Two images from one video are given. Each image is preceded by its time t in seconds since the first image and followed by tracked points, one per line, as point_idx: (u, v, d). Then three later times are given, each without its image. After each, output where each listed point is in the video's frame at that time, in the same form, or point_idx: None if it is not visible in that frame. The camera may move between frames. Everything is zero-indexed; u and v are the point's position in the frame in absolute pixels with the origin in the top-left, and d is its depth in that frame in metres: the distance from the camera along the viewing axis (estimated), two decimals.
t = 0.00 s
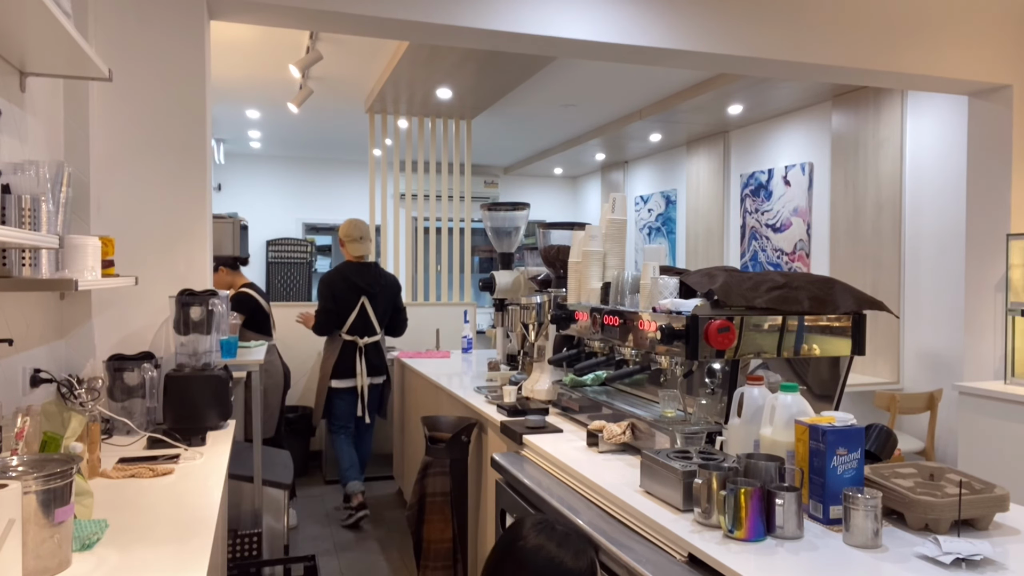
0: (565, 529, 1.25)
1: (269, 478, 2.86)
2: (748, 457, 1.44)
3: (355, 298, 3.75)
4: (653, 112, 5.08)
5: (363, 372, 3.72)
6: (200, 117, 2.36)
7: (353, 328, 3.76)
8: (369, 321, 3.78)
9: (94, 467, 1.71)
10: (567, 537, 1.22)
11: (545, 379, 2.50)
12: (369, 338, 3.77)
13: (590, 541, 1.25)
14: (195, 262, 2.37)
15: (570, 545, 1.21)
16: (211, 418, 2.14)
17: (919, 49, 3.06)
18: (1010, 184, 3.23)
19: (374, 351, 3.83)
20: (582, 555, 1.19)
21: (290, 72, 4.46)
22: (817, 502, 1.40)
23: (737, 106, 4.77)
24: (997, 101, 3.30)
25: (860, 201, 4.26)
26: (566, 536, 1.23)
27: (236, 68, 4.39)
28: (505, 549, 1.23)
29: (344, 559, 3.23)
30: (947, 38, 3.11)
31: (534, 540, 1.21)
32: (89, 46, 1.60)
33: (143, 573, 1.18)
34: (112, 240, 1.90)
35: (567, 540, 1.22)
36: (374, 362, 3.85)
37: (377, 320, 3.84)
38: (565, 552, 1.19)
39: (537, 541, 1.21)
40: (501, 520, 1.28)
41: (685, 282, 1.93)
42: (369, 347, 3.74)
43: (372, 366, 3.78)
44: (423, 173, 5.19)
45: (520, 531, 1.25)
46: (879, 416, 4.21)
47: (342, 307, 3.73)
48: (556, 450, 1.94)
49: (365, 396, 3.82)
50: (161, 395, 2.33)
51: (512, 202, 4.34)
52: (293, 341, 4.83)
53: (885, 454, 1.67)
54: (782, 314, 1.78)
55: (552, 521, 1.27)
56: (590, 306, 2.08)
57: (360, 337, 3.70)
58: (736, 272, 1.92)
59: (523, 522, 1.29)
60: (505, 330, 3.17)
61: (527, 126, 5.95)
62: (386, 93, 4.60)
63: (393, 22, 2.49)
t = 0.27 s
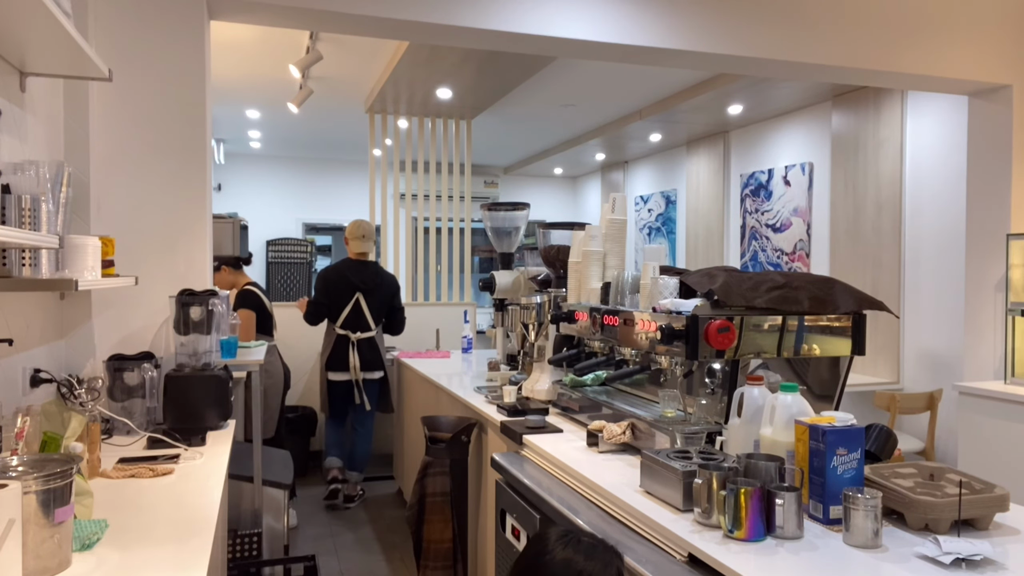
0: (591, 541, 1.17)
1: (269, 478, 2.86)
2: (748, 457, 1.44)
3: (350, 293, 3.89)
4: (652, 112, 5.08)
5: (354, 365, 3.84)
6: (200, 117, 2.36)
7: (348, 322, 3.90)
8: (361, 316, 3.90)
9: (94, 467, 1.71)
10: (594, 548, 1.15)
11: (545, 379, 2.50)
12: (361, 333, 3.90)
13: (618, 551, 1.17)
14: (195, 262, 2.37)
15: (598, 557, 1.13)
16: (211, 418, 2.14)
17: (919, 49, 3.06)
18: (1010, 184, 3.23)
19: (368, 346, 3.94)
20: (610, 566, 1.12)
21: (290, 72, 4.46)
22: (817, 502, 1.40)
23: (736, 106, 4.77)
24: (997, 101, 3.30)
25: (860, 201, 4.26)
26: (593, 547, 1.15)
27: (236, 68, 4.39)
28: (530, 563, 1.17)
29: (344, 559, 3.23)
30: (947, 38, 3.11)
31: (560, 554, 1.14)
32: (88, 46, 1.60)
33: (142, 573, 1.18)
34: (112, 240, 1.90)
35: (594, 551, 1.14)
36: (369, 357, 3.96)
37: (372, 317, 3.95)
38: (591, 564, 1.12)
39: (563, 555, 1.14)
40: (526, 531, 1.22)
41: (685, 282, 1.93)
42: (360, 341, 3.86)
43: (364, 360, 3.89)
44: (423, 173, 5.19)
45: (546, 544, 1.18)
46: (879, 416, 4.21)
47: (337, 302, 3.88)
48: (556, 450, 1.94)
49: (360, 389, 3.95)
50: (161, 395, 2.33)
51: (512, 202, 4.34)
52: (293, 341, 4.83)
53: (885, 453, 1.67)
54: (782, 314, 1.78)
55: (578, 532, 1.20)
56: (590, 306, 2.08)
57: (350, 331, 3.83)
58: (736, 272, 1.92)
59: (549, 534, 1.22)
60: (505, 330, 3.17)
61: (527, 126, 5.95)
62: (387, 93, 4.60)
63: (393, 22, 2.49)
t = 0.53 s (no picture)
0: (601, 538, 1.18)
1: (269, 478, 2.86)
2: (748, 457, 1.44)
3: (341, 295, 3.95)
4: (652, 112, 5.08)
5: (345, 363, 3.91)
6: (200, 117, 2.36)
7: (342, 322, 3.98)
8: (353, 317, 3.94)
9: (94, 467, 1.71)
10: (605, 546, 1.15)
11: (545, 379, 2.50)
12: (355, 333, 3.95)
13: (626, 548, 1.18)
14: (195, 261, 2.37)
15: (609, 555, 1.14)
16: (211, 418, 2.14)
17: (918, 49, 3.06)
18: (1009, 184, 3.23)
19: (363, 345, 3.99)
20: (620, 564, 1.13)
21: (290, 72, 4.46)
22: (817, 502, 1.40)
23: (736, 106, 4.77)
24: (997, 101, 3.30)
25: (860, 201, 4.26)
26: (603, 545, 1.16)
27: (236, 68, 4.39)
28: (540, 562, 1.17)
29: (344, 559, 3.23)
30: (947, 38, 3.11)
31: (571, 553, 1.14)
32: (88, 46, 1.60)
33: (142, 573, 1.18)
34: (112, 240, 1.90)
35: (605, 549, 1.15)
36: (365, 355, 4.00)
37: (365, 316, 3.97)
38: (604, 563, 1.12)
39: (573, 554, 1.14)
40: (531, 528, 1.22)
41: (685, 283, 1.93)
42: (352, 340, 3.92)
43: (357, 357, 3.94)
44: (423, 173, 5.19)
45: (555, 542, 1.18)
46: (879, 416, 4.21)
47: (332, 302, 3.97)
48: (555, 450, 1.94)
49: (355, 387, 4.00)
50: (161, 395, 2.33)
51: (512, 202, 4.34)
52: (293, 341, 4.83)
53: (885, 454, 1.67)
54: (782, 314, 1.78)
55: (587, 529, 1.20)
56: (590, 306, 2.08)
57: (341, 330, 3.90)
58: (736, 272, 1.92)
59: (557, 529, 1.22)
60: (505, 330, 3.17)
61: (527, 126, 5.95)
62: (387, 93, 4.60)
63: (392, 21, 2.49)
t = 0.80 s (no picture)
0: (590, 509, 1.16)
1: (269, 478, 2.86)
2: (748, 457, 1.44)
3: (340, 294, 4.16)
4: (652, 112, 5.08)
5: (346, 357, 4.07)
6: (200, 117, 2.36)
7: (344, 320, 4.18)
8: (352, 314, 4.13)
9: (94, 467, 1.71)
10: (593, 517, 1.14)
11: (545, 379, 2.50)
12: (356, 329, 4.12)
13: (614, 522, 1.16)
14: (195, 261, 2.37)
15: (594, 529, 1.12)
16: (211, 418, 2.14)
17: (918, 49, 3.06)
18: (1010, 184, 3.23)
19: (365, 340, 4.15)
20: (604, 540, 1.11)
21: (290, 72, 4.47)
22: (817, 502, 1.40)
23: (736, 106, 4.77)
24: (997, 101, 3.30)
25: (860, 201, 4.26)
26: (591, 517, 1.14)
27: (236, 68, 4.39)
28: (524, 530, 1.14)
29: (344, 559, 3.23)
30: (947, 38, 3.11)
31: (556, 518, 1.12)
32: (88, 46, 1.60)
33: (141, 573, 1.18)
34: (112, 240, 1.90)
35: (591, 521, 1.13)
36: (365, 351, 4.16)
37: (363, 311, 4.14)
38: (588, 535, 1.11)
39: (560, 522, 1.12)
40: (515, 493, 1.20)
41: (685, 282, 1.92)
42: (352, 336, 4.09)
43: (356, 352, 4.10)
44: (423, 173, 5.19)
45: (542, 510, 1.16)
46: (879, 416, 4.21)
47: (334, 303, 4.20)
48: (556, 450, 1.94)
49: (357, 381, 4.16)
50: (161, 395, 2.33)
51: (512, 202, 4.34)
52: (293, 340, 4.83)
53: (885, 453, 1.67)
54: (782, 314, 1.78)
55: (576, 498, 1.18)
56: (590, 306, 2.08)
57: (341, 327, 4.10)
58: (736, 272, 1.93)
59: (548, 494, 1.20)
60: (505, 330, 3.17)
61: (528, 126, 5.95)
62: (386, 93, 4.60)
63: (393, 21, 2.49)
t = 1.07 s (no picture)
0: (568, 480, 1.18)
1: (269, 478, 2.86)
2: (748, 457, 1.44)
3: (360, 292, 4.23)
4: (652, 112, 5.08)
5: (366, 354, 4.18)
6: (200, 117, 2.36)
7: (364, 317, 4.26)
8: (372, 311, 4.21)
9: (94, 467, 1.71)
10: (568, 489, 1.16)
11: (545, 379, 2.50)
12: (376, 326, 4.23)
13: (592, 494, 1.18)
14: (195, 262, 2.37)
15: (570, 500, 1.14)
16: (211, 418, 2.14)
17: (918, 49, 3.06)
18: (1010, 184, 3.23)
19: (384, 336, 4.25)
20: (579, 511, 1.13)
21: (290, 71, 4.47)
22: (818, 502, 1.40)
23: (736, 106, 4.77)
24: (997, 101, 3.30)
25: (860, 201, 4.26)
26: (567, 488, 1.16)
27: (236, 68, 4.39)
28: (499, 494, 1.17)
29: (344, 559, 3.23)
30: (948, 38, 3.11)
31: (533, 488, 1.14)
32: (88, 46, 1.60)
33: (141, 573, 1.18)
34: (112, 240, 1.90)
35: (568, 492, 1.15)
36: (382, 346, 4.27)
37: (383, 308, 4.22)
38: (563, 505, 1.13)
39: (534, 489, 1.14)
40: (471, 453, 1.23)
41: (685, 282, 1.92)
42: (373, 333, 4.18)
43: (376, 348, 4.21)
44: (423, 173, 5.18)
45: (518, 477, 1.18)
46: (879, 416, 4.22)
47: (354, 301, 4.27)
48: (556, 450, 1.94)
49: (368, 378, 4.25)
50: (161, 395, 2.33)
51: (512, 202, 4.34)
52: (293, 340, 4.83)
53: (885, 453, 1.67)
54: (782, 314, 1.78)
55: (556, 468, 1.20)
56: (590, 306, 2.08)
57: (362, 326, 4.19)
58: (736, 272, 1.93)
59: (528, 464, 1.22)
60: (505, 330, 3.17)
61: (528, 126, 5.95)
62: (386, 93, 4.60)
63: (393, 21, 2.49)
